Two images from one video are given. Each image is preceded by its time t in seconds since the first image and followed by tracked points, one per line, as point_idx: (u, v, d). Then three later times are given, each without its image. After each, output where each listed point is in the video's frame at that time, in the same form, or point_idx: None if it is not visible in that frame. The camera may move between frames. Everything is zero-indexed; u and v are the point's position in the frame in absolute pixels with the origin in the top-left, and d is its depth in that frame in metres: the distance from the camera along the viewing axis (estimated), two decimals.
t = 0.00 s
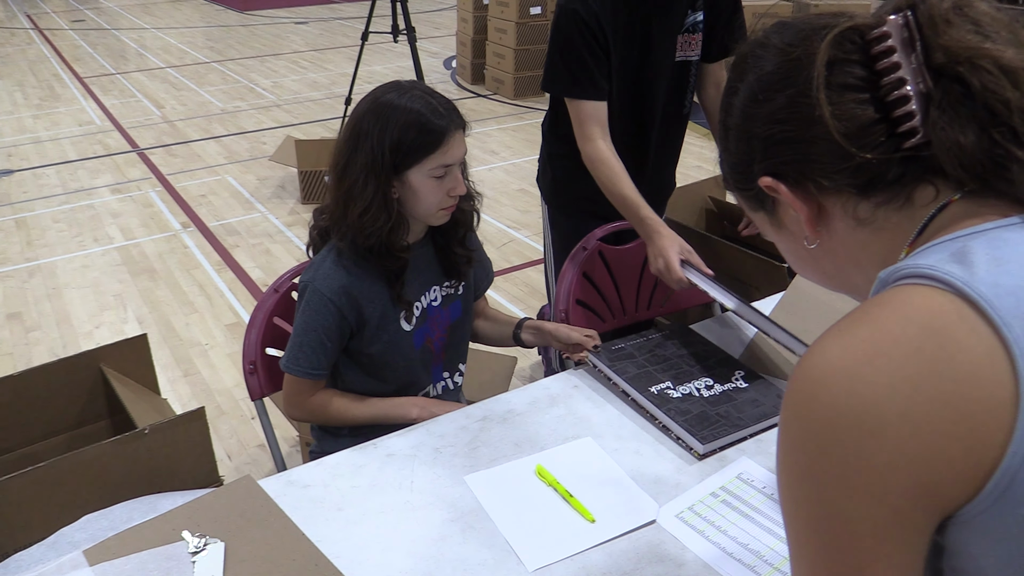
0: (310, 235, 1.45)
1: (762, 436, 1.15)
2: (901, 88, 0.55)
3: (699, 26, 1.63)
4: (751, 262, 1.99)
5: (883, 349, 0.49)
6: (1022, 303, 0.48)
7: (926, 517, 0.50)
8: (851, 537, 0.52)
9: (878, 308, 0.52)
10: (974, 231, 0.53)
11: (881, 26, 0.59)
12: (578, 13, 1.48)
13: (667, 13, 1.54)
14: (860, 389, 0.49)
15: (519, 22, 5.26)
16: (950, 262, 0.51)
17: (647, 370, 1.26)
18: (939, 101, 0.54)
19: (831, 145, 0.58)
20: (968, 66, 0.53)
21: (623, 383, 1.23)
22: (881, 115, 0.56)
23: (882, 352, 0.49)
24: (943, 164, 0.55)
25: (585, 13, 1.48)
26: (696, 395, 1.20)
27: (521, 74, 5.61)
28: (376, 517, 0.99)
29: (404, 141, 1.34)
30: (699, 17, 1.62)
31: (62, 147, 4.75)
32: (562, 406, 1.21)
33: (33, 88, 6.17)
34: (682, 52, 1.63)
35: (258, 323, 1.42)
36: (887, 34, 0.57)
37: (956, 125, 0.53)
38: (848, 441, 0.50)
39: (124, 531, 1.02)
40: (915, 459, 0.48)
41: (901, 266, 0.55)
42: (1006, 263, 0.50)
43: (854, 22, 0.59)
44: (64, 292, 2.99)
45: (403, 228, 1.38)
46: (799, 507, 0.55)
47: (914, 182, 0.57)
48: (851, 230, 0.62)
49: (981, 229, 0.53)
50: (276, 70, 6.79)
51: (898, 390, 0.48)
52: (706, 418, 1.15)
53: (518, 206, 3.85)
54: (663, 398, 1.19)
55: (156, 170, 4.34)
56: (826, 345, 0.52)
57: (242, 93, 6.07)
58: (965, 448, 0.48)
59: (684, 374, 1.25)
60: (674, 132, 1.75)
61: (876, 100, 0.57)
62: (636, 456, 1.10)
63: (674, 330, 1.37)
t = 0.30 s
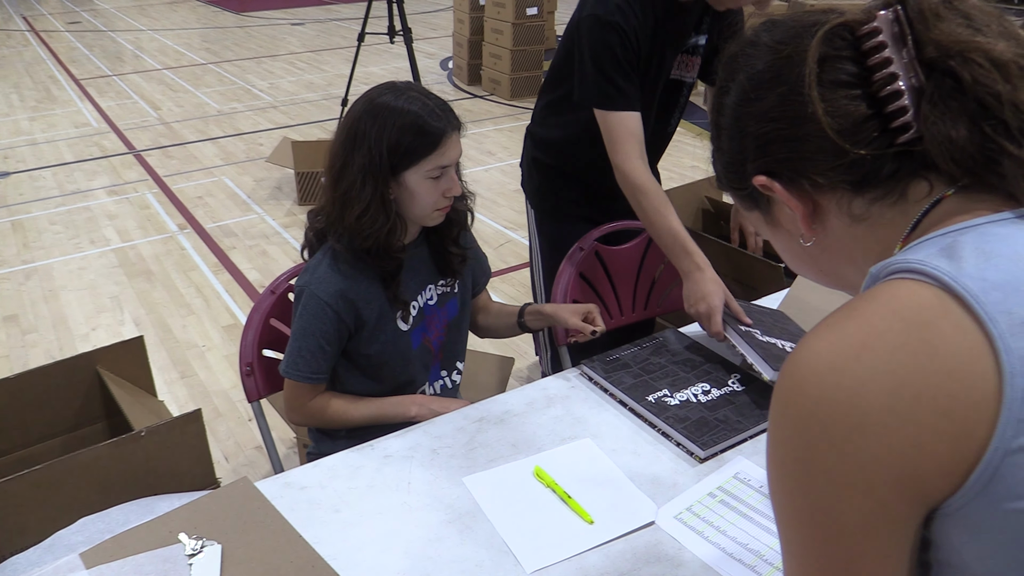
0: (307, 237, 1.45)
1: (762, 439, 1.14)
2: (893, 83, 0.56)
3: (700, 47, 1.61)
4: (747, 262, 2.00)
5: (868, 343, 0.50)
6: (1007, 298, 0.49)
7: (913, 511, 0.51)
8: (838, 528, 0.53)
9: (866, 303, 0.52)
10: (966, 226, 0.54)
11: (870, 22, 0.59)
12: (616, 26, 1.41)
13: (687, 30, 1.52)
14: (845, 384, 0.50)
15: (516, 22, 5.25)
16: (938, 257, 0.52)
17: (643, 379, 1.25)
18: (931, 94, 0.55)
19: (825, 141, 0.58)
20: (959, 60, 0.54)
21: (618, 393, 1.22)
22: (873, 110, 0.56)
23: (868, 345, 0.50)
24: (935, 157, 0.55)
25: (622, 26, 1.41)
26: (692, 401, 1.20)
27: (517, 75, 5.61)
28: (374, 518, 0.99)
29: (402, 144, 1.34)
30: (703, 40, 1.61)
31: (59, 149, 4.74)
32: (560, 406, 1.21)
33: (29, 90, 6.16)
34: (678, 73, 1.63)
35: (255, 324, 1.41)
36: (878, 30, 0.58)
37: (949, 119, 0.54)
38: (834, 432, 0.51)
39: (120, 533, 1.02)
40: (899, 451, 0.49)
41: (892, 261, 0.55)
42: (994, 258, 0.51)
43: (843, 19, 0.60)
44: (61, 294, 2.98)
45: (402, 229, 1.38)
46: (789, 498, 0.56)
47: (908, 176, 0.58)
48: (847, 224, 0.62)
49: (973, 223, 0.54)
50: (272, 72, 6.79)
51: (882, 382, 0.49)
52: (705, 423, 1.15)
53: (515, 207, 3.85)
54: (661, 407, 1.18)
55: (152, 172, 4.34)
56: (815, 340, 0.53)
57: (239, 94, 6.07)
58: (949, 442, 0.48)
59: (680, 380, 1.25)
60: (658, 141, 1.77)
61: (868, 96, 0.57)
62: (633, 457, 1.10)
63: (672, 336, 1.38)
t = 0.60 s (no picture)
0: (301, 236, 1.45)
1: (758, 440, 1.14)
2: (876, 102, 0.56)
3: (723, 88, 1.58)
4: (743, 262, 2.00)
5: (856, 336, 0.51)
6: (991, 292, 0.50)
7: (901, 502, 0.51)
8: (828, 520, 0.53)
9: (852, 300, 0.53)
10: (946, 233, 0.55)
11: (851, 44, 0.60)
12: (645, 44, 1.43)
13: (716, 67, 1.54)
14: (835, 376, 0.51)
15: (511, 22, 5.25)
16: (925, 256, 0.53)
17: (639, 379, 1.25)
18: (912, 114, 0.55)
19: (812, 164, 0.58)
20: (939, 78, 0.55)
21: (614, 394, 1.22)
22: (858, 130, 0.57)
23: (854, 339, 0.51)
24: (919, 175, 0.56)
25: (650, 45, 1.44)
26: (689, 401, 1.20)
27: (513, 75, 5.60)
28: (369, 518, 0.99)
29: (396, 141, 1.33)
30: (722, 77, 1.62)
31: (53, 149, 4.72)
32: (555, 407, 1.21)
33: (23, 90, 6.13)
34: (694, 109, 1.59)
35: (249, 324, 1.41)
36: (859, 52, 0.58)
37: (930, 137, 0.54)
38: (823, 425, 0.51)
39: (114, 535, 1.01)
40: (888, 442, 0.49)
41: (879, 263, 0.56)
42: (976, 257, 0.52)
43: (825, 42, 0.60)
44: (55, 295, 2.97)
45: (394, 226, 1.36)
46: (778, 493, 0.56)
47: (893, 193, 0.58)
48: (836, 241, 0.63)
49: (956, 229, 0.55)
50: (268, 71, 6.78)
51: (870, 374, 0.49)
52: (701, 423, 1.14)
53: (510, 206, 3.85)
54: (657, 407, 1.18)
55: (147, 172, 4.33)
56: (803, 334, 0.54)
57: (234, 94, 6.05)
58: (936, 430, 0.49)
59: (676, 381, 1.25)
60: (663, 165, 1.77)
61: (851, 116, 0.57)
62: (629, 458, 1.10)
63: (667, 335, 1.38)
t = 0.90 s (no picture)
0: (297, 231, 1.45)
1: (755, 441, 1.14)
2: (847, 161, 0.60)
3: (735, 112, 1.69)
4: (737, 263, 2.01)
5: (828, 354, 0.54)
6: (952, 312, 0.53)
7: (876, 509, 0.53)
8: (808, 529, 0.55)
9: (829, 323, 0.57)
10: (915, 266, 0.58)
11: (821, 107, 0.63)
12: (649, 47, 1.50)
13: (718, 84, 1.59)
14: (810, 390, 0.54)
15: (508, 21, 5.25)
16: (893, 284, 0.57)
17: (636, 378, 1.25)
18: (877, 170, 0.59)
19: (791, 221, 0.62)
20: (900, 138, 0.58)
21: (611, 393, 1.22)
22: (831, 186, 0.60)
23: (829, 355, 0.54)
24: (886, 228, 0.60)
25: (653, 49, 1.51)
26: (686, 401, 1.20)
27: (510, 74, 5.60)
28: (366, 518, 0.98)
29: (388, 132, 1.33)
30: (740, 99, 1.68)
31: (48, 147, 4.71)
32: (553, 406, 1.21)
33: (18, 88, 6.11)
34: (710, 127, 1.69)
35: (245, 324, 1.41)
36: (828, 114, 0.61)
37: (897, 194, 0.58)
38: (799, 435, 0.54)
39: (109, 536, 1.01)
40: (858, 449, 0.52)
41: (852, 295, 0.60)
42: (940, 283, 0.55)
43: (796, 106, 0.63)
44: (50, 293, 2.96)
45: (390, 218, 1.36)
46: (762, 506, 0.58)
47: (867, 242, 0.62)
48: (820, 291, 0.66)
49: (922, 264, 0.58)
50: (264, 70, 6.76)
51: (842, 384, 0.53)
52: (698, 423, 1.14)
53: (507, 205, 3.85)
54: (654, 406, 1.18)
55: (143, 171, 4.31)
56: (782, 356, 0.57)
57: (230, 93, 6.04)
58: (904, 437, 0.51)
59: (673, 381, 1.25)
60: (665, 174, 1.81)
61: (825, 173, 0.61)
62: (627, 458, 1.10)
63: (664, 334, 1.38)
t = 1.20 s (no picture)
0: (277, 235, 1.45)
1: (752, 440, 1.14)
2: (816, 191, 0.63)
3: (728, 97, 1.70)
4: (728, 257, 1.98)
5: (800, 358, 0.55)
6: (916, 316, 0.54)
7: (851, 509, 0.54)
8: (790, 533, 0.56)
9: (804, 332, 0.57)
10: (886, 281, 0.59)
11: (790, 139, 0.66)
12: (626, 29, 1.53)
13: (699, 65, 1.60)
14: (783, 393, 0.55)
15: (503, 20, 5.24)
16: (863, 294, 0.58)
17: (633, 378, 1.25)
18: (842, 202, 0.61)
19: (767, 249, 0.65)
20: (861, 167, 0.60)
21: (607, 392, 1.22)
22: (802, 215, 0.64)
23: (800, 359, 0.55)
24: (854, 254, 0.63)
25: (631, 31, 1.53)
26: (682, 400, 1.20)
27: (505, 73, 5.60)
28: (362, 518, 0.98)
29: (359, 130, 1.34)
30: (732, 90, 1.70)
31: (43, 148, 4.69)
32: (549, 405, 1.21)
33: (13, 89, 6.09)
34: (707, 116, 1.70)
35: (242, 324, 1.40)
36: (797, 146, 0.65)
37: (862, 223, 0.61)
38: (775, 440, 0.55)
39: (106, 537, 1.00)
40: (830, 452, 0.52)
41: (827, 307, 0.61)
42: (907, 293, 0.56)
43: (769, 139, 0.67)
44: (46, 294, 2.95)
45: (366, 215, 1.36)
46: (747, 513, 0.59)
47: (840, 265, 0.65)
48: (800, 313, 0.69)
49: (892, 278, 0.59)
50: (260, 70, 6.75)
51: (813, 389, 0.53)
52: (694, 422, 1.14)
53: (503, 205, 3.85)
54: (651, 406, 1.18)
55: (139, 171, 4.30)
56: (761, 361, 0.58)
57: (226, 93, 6.03)
58: (873, 438, 0.52)
59: (670, 380, 1.25)
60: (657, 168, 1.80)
61: (796, 203, 0.64)
62: (624, 457, 1.10)
63: (660, 334, 1.38)
